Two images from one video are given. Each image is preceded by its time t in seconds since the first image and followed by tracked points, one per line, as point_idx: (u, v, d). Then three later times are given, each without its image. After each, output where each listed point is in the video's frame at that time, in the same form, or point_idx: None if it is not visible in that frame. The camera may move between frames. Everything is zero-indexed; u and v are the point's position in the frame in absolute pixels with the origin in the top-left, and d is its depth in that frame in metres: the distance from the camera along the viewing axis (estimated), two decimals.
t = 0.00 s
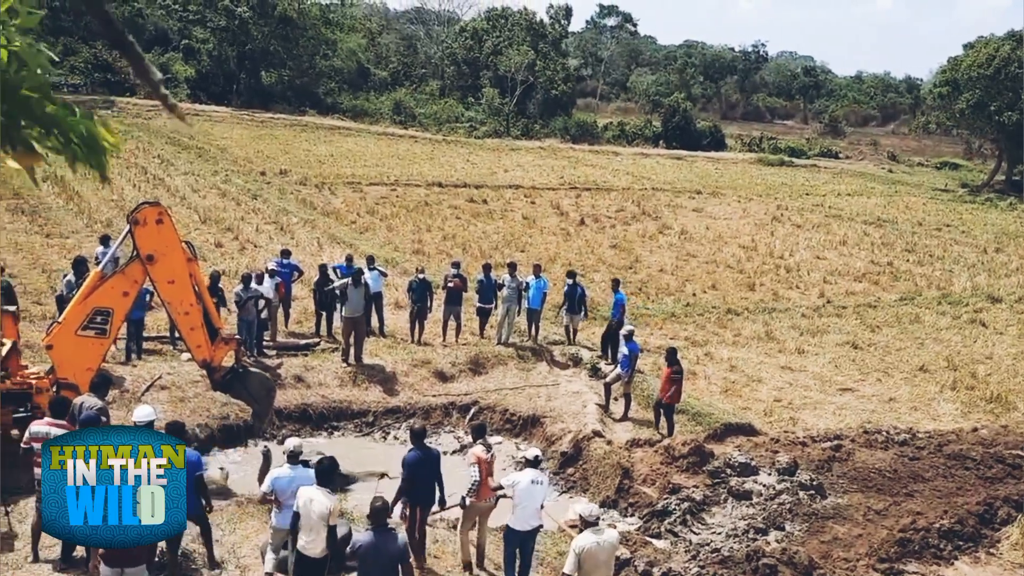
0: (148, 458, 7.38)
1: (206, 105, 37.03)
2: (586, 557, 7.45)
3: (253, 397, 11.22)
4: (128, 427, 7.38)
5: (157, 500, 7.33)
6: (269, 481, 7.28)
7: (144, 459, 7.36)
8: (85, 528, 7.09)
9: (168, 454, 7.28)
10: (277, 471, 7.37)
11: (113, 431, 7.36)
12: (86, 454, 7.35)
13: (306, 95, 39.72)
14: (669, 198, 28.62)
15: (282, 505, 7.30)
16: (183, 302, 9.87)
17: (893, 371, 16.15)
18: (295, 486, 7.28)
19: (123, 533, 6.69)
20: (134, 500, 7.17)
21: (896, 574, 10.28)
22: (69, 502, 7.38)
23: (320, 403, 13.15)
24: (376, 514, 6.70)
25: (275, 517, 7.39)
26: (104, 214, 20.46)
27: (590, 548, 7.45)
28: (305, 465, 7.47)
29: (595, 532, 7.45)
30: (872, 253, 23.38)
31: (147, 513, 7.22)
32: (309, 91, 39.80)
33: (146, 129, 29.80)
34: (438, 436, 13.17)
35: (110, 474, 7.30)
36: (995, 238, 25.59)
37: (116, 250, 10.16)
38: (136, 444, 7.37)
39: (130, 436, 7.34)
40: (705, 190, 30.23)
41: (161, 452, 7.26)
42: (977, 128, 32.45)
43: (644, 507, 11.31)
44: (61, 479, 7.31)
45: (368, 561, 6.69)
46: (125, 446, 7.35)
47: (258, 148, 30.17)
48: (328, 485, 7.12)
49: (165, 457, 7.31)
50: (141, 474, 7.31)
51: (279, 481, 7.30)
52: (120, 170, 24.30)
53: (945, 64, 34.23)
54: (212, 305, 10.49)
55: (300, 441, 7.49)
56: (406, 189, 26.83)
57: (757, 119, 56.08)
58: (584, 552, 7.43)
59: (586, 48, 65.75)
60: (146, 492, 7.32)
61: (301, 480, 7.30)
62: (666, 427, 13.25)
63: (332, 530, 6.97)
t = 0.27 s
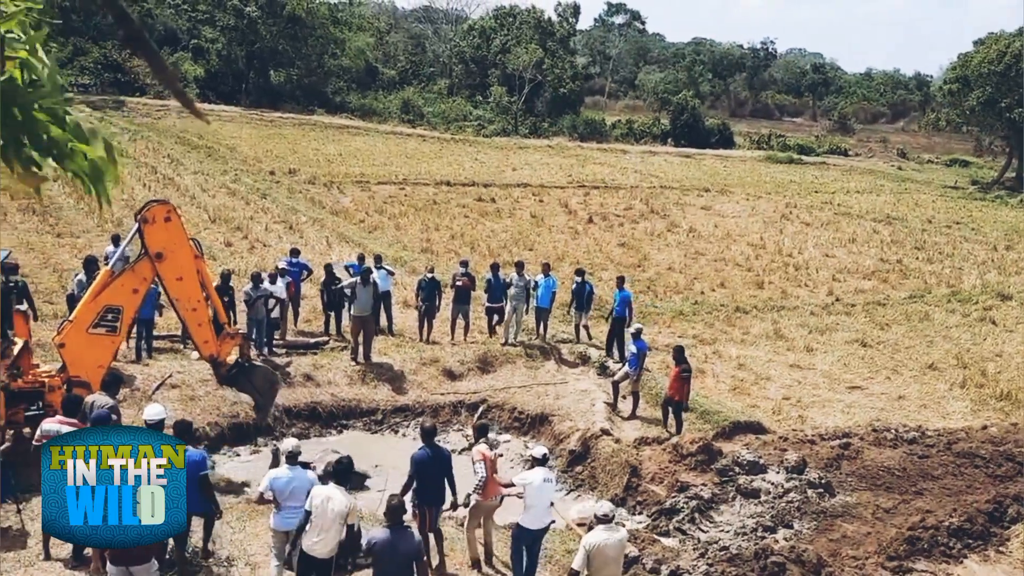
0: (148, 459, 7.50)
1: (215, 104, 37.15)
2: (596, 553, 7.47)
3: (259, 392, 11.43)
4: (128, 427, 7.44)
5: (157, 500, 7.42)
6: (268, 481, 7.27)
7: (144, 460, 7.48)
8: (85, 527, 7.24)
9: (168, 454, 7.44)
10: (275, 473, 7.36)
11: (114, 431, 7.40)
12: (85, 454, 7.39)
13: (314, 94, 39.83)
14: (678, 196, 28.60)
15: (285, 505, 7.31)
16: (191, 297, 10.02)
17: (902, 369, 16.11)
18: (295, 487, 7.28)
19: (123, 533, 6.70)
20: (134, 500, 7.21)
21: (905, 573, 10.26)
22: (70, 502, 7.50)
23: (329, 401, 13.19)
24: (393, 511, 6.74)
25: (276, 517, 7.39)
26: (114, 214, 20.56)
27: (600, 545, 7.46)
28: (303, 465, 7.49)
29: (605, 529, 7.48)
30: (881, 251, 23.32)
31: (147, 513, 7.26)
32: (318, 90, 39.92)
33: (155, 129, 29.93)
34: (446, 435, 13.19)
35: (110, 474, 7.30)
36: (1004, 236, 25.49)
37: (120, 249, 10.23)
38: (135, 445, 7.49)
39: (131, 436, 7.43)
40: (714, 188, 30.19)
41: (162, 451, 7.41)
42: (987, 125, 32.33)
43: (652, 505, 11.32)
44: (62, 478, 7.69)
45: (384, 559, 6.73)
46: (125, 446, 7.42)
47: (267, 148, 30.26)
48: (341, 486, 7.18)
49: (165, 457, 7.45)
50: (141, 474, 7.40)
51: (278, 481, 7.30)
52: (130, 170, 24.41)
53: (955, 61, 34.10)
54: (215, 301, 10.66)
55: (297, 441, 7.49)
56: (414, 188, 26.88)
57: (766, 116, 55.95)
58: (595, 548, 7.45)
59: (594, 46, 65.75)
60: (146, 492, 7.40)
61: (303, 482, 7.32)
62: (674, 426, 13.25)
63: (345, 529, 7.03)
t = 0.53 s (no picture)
0: (149, 459, 7.64)
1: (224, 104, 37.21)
2: (614, 557, 7.43)
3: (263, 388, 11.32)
4: (128, 428, 7.58)
5: (156, 500, 7.34)
6: (266, 484, 7.15)
7: (144, 460, 7.62)
8: (86, 528, 7.55)
9: (168, 454, 7.53)
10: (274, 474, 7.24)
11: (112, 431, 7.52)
12: (85, 453, 7.52)
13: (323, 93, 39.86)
14: (687, 194, 28.51)
15: (285, 507, 7.22)
16: (197, 295, 10.03)
17: (914, 367, 16.00)
18: (294, 489, 7.19)
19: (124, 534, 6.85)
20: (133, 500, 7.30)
21: (917, 572, 10.17)
22: (70, 502, 7.75)
23: (338, 401, 13.15)
24: (412, 511, 6.72)
25: (277, 520, 7.28)
26: (123, 213, 20.59)
27: (620, 549, 7.42)
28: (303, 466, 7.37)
29: (628, 534, 7.43)
30: (892, 248, 23.18)
31: (146, 512, 7.22)
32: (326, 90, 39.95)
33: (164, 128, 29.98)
34: (455, 435, 13.14)
35: (109, 474, 7.60)
36: (1017, 233, 25.31)
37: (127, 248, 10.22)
38: (136, 446, 7.64)
39: (131, 436, 7.57)
40: (723, 186, 30.08)
41: (161, 452, 7.49)
42: (999, 121, 32.11)
43: (662, 504, 11.26)
44: (61, 478, 7.75)
45: (403, 558, 6.70)
46: (125, 446, 7.57)
47: (275, 147, 30.28)
48: (345, 486, 7.09)
49: (165, 457, 7.51)
50: (140, 474, 7.54)
51: (277, 483, 7.19)
52: (140, 169, 24.45)
53: (966, 57, 33.88)
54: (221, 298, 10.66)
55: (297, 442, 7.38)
56: (422, 187, 26.84)
57: (775, 114, 55.74)
58: (614, 552, 7.40)
59: (603, 44, 65.64)
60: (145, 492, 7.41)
61: (301, 484, 7.23)
62: (685, 425, 13.17)
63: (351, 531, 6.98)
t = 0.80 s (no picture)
0: (149, 459, 7.32)
1: (230, 103, 37.35)
2: (636, 554, 7.47)
3: (268, 383, 11.41)
4: (128, 427, 7.38)
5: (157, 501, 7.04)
6: (270, 484, 7.21)
7: (144, 460, 7.30)
8: (86, 527, 7.59)
9: (168, 454, 7.24)
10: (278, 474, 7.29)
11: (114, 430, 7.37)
12: (85, 453, 7.31)
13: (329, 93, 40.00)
14: (692, 192, 28.56)
15: (288, 507, 7.27)
16: (204, 294, 10.12)
17: (919, 364, 16.02)
18: (298, 489, 7.23)
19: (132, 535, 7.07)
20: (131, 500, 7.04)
21: (923, 569, 10.20)
22: (69, 503, 7.53)
23: (345, 400, 13.22)
24: (426, 508, 6.78)
25: (281, 520, 7.35)
26: (131, 213, 20.70)
27: (642, 547, 7.46)
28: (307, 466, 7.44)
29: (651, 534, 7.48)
30: (898, 245, 23.20)
31: (146, 513, 7.00)
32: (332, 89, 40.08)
33: (172, 129, 30.10)
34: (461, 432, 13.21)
35: (110, 474, 7.32)
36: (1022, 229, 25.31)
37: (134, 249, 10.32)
38: (136, 446, 7.36)
39: (132, 436, 7.35)
40: (728, 183, 30.12)
41: (161, 451, 7.21)
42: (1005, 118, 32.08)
43: (668, 501, 11.31)
44: (62, 478, 7.51)
45: (415, 555, 6.78)
46: (125, 446, 7.35)
47: (282, 146, 30.40)
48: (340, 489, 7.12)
49: (165, 457, 7.22)
50: (140, 474, 7.22)
51: (281, 483, 7.25)
52: (147, 169, 24.57)
53: (972, 54, 33.85)
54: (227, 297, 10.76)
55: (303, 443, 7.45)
56: (428, 186, 26.93)
57: (780, 111, 55.74)
58: (637, 551, 7.44)
59: (608, 43, 65.75)
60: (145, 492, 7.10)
61: (305, 484, 7.26)
62: (691, 422, 13.20)
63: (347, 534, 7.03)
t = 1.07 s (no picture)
0: (148, 459, 7.39)
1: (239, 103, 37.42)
2: (663, 552, 7.48)
3: (278, 380, 11.50)
4: (128, 427, 7.30)
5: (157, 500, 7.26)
6: (284, 484, 7.23)
7: (144, 460, 7.38)
8: (85, 527, 7.68)
9: (168, 454, 7.33)
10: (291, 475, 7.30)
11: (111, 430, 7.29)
12: (85, 454, 7.31)
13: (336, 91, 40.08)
14: (700, 187, 28.52)
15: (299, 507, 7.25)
16: (213, 293, 10.16)
17: (929, 358, 15.97)
18: (311, 490, 7.25)
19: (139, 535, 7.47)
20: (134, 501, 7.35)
21: (934, 563, 10.16)
22: (69, 502, 7.60)
23: (354, 397, 13.25)
24: (440, 505, 6.80)
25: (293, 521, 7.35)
26: (140, 213, 20.76)
27: (669, 545, 7.47)
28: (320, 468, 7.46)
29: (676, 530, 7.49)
30: (907, 239, 23.12)
31: (147, 514, 7.39)
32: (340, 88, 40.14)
33: (180, 128, 30.18)
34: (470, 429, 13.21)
35: (110, 474, 7.44)
36: None
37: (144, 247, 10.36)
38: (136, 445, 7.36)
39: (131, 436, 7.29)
40: (736, 178, 30.06)
41: (161, 451, 7.28)
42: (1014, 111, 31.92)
43: (677, 497, 11.29)
44: (61, 478, 7.59)
45: (426, 551, 6.80)
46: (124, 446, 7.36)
47: (290, 145, 30.46)
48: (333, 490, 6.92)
49: (165, 457, 7.31)
50: (140, 474, 7.37)
51: (294, 484, 7.26)
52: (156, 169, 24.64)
53: (981, 47, 33.70)
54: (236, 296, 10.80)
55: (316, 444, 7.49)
56: (436, 183, 26.96)
57: (788, 105, 55.49)
58: (665, 548, 7.45)
59: (614, 39, 65.66)
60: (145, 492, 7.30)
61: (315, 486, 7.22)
62: (700, 418, 13.19)
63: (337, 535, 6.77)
